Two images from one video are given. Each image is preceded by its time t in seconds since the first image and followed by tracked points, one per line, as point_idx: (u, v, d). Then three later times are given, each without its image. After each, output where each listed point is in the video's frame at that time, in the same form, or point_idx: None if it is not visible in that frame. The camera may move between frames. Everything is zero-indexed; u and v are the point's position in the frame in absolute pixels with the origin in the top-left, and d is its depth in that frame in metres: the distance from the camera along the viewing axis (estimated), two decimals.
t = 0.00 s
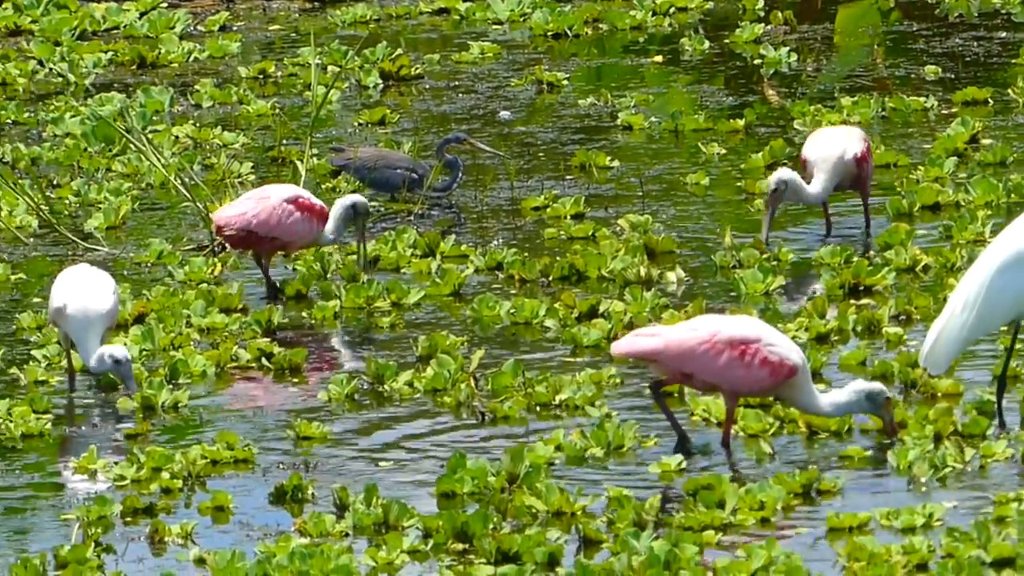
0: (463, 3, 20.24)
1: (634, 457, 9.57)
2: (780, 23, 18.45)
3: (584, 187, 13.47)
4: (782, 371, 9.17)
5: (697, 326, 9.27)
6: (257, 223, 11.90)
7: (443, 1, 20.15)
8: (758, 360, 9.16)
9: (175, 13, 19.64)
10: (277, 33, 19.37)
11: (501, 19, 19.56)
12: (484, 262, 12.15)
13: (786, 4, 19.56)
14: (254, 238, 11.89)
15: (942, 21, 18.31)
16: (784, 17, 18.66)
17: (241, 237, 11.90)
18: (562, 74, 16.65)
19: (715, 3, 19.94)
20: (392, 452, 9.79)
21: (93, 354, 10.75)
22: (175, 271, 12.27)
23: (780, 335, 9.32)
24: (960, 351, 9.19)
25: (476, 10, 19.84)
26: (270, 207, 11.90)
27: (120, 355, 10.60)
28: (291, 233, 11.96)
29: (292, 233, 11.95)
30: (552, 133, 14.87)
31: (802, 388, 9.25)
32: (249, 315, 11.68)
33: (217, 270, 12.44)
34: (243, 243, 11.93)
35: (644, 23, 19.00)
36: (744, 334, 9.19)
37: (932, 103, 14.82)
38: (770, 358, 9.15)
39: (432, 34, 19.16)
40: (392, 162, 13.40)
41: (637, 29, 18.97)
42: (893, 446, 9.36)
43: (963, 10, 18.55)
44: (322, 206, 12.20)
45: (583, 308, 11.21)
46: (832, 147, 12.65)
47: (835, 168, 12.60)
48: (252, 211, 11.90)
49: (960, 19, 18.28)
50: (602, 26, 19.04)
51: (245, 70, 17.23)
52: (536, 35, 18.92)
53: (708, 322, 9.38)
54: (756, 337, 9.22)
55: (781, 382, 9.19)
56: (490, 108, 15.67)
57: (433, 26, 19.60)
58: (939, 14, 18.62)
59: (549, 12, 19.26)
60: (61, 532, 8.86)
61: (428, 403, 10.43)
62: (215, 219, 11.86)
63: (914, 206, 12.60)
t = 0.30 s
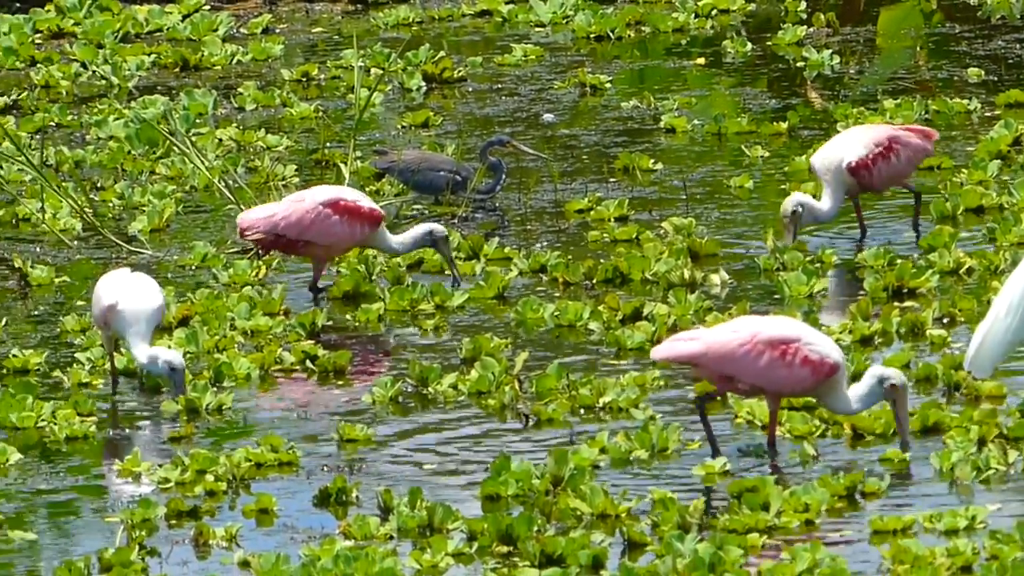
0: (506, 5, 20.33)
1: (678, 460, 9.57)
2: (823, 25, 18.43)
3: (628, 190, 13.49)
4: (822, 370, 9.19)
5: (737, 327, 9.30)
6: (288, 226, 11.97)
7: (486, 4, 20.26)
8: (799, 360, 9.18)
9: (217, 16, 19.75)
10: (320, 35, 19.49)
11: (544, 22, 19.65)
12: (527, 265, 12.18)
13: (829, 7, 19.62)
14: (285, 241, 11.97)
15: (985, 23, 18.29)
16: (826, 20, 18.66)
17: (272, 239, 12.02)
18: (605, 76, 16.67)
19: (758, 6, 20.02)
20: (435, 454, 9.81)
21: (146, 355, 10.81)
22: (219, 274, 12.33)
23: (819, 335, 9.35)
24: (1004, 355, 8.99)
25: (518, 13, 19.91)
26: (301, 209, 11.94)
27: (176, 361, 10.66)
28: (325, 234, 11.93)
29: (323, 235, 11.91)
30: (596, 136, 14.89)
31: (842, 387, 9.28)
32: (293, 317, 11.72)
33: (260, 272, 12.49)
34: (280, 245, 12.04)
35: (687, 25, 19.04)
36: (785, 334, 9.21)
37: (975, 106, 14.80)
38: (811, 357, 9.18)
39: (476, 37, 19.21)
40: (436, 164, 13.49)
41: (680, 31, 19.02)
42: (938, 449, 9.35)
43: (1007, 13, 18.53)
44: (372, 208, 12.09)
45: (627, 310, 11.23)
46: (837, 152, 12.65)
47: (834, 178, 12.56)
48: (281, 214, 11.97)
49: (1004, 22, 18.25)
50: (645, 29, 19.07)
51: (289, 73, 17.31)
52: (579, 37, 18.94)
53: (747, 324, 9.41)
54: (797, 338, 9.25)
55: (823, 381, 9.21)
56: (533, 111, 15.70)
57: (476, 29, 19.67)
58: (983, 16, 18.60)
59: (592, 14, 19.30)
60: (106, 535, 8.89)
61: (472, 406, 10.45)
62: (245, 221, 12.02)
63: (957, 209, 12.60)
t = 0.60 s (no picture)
0: (540, 11, 20.44)
1: (711, 465, 9.56)
2: (857, 30, 18.43)
3: (661, 196, 13.49)
4: (816, 372, 9.12)
5: (727, 348, 9.29)
6: (344, 235, 11.98)
7: (520, 9, 20.38)
8: (791, 366, 9.13)
9: (252, 22, 19.85)
10: (354, 42, 19.60)
11: (578, 27, 19.73)
12: (561, 270, 12.19)
13: (863, 12, 19.67)
14: (338, 251, 11.99)
15: (1020, 28, 18.27)
16: (861, 25, 18.64)
17: (325, 248, 12.02)
18: (639, 82, 16.68)
19: (792, 11, 20.07)
20: (468, 460, 9.81)
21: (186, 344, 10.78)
22: (253, 280, 12.37)
23: (811, 336, 9.28)
24: None
25: (553, 18, 20.00)
26: (356, 219, 11.93)
27: (215, 337, 10.63)
28: (380, 245, 11.96)
29: (378, 245, 11.92)
30: (629, 141, 14.89)
31: (840, 383, 9.21)
32: (326, 323, 11.74)
33: (294, 278, 12.51)
34: (333, 255, 12.03)
35: (720, 30, 19.08)
36: (773, 345, 9.17)
37: (1009, 111, 14.77)
38: (803, 362, 9.12)
39: (510, 42, 19.26)
40: (472, 171, 13.47)
41: (714, 37, 19.05)
42: (971, 454, 9.32)
43: None
44: (428, 219, 12.07)
45: (660, 316, 11.23)
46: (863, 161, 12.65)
47: (856, 185, 12.55)
48: (335, 222, 11.96)
49: None
50: (679, 34, 19.10)
51: (323, 79, 17.37)
52: (613, 43, 18.92)
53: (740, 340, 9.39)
54: (785, 345, 9.20)
55: (820, 382, 9.14)
56: (567, 116, 15.72)
57: (510, 34, 19.73)
58: (1017, 21, 18.59)
59: (626, 19, 19.32)
60: (139, 540, 8.90)
61: (506, 412, 10.45)
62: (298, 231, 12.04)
63: (991, 214, 12.59)
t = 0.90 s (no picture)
0: (566, 17, 20.48)
1: (737, 471, 9.55)
2: (883, 37, 18.43)
3: (688, 202, 13.50)
4: (828, 389, 9.10)
5: (738, 357, 9.23)
6: (394, 228, 12.09)
7: (547, 15, 20.44)
8: (804, 382, 9.10)
9: (278, 28, 19.91)
10: (381, 48, 19.66)
11: (604, 33, 19.74)
12: (588, 277, 12.21)
13: (889, 18, 19.69)
14: (388, 243, 12.09)
15: None
16: (887, 31, 18.64)
17: (374, 240, 12.12)
18: (666, 88, 16.69)
19: (818, 17, 20.09)
20: (494, 465, 9.82)
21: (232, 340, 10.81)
22: (280, 287, 12.40)
23: (822, 352, 9.26)
24: None
25: (579, 25, 20.03)
26: (408, 214, 12.07)
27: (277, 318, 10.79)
28: (430, 240, 12.08)
29: (430, 240, 12.06)
30: (656, 147, 14.91)
31: (849, 402, 9.21)
32: (352, 329, 11.75)
33: (321, 284, 12.53)
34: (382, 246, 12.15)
35: (747, 36, 19.10)
36: (786, 358, 9.14)
37: None
38: (815, 378, 9.10)
39: (537, 48, 19.29)
40: (501, 178, 13.57)
41: (741, 43, 19.07)
42: (996, 461, 9.30)
43: None
44: (485, 219, 12.16)
45: (687, 322, 11.23)
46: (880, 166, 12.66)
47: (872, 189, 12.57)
48: (388, 215, 12.09)
49: None
50: (705, 40, 19.12)
51: (349, 85, 17.41)
52: (639, 49, 18.94)
53: (749, 350, 9.34)
54: (798, 360, 9.17)
55: (831, 399, 9.13)
56: (593, 122, 15.74)
57: (536, 40, 19.77)
58: None
59: (652, 26, 19.34)
60: (166, 546, 8.92)
61: (532, 418, 10.45)
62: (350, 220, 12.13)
63: (1017, 220, 12.57)
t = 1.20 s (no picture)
0: (587, 21, 20.50)
1: (758, 474, 9.55)
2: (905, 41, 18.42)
3: (709, 205, 13.51)
4: (839, 385, 9.14)
5: (744, 365, 9.20)
6: (426, 229, 12.10)
7: (568, 19, 20.46)
8: (815, 381, 9.12)
9: (300, 33, 19.96)
10: (402, 52, 19.70)
11: (625, 37, 19.77)
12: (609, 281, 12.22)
13: (910, 22, 19.69)
14: (420, 244, 12.12)
15: None
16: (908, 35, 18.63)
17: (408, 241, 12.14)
18: (687, 92, 16.70)
19: (839, 21, 20.10)
20: (514, 469, 9.82)
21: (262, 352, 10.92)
22: (300, 291, 12.43)
23: (824, 350, 9.29)
24: None
25: (601, 29, 20.04)
26: (443, 216, 12.09)
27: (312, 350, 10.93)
28: (464, 243, 12.11)
29: (464, 244, 12.11)
30: (677, 151, 14.92)
31: (857, 396, 9.25)
32: (373, 333, 11.77)
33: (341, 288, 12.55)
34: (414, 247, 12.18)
35: (768, 40, 19.11)
36: (795, 361, 9.14)
37: None
38: (825, 376, 9.12)
39: (558, 52, 19.31)
40: (523, 182, 13.57)
41: (762, 47, 19.09)
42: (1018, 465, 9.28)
43: None
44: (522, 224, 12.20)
45: (708, 326, 11.24)
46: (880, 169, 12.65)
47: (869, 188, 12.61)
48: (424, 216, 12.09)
49: None
50: (727, 44, 19.13)
51: (371, 89, 17.45)
52: (660, 53, 18.95)
53: (751, 357, 9.32)
54: (806, 361, 9.18)
55: (842, 394, 9.16)
56: (615, 126, 15.76)
57: (558, 45, 19.79)
58: None
59: (673, 30, 19.35)
60: (186, 550, 8.96)
61: (553, 421, 10.46)
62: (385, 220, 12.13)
63: None
